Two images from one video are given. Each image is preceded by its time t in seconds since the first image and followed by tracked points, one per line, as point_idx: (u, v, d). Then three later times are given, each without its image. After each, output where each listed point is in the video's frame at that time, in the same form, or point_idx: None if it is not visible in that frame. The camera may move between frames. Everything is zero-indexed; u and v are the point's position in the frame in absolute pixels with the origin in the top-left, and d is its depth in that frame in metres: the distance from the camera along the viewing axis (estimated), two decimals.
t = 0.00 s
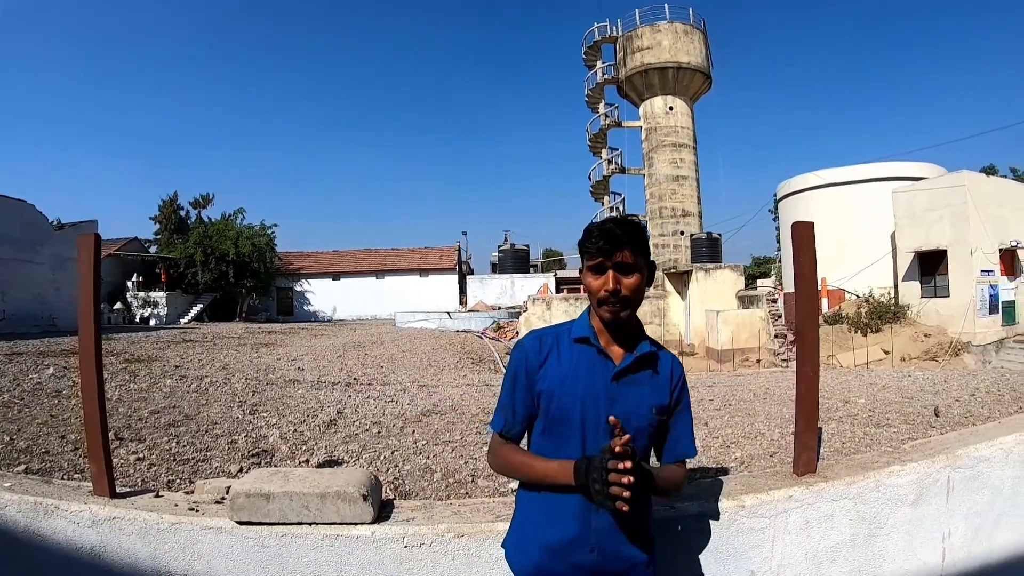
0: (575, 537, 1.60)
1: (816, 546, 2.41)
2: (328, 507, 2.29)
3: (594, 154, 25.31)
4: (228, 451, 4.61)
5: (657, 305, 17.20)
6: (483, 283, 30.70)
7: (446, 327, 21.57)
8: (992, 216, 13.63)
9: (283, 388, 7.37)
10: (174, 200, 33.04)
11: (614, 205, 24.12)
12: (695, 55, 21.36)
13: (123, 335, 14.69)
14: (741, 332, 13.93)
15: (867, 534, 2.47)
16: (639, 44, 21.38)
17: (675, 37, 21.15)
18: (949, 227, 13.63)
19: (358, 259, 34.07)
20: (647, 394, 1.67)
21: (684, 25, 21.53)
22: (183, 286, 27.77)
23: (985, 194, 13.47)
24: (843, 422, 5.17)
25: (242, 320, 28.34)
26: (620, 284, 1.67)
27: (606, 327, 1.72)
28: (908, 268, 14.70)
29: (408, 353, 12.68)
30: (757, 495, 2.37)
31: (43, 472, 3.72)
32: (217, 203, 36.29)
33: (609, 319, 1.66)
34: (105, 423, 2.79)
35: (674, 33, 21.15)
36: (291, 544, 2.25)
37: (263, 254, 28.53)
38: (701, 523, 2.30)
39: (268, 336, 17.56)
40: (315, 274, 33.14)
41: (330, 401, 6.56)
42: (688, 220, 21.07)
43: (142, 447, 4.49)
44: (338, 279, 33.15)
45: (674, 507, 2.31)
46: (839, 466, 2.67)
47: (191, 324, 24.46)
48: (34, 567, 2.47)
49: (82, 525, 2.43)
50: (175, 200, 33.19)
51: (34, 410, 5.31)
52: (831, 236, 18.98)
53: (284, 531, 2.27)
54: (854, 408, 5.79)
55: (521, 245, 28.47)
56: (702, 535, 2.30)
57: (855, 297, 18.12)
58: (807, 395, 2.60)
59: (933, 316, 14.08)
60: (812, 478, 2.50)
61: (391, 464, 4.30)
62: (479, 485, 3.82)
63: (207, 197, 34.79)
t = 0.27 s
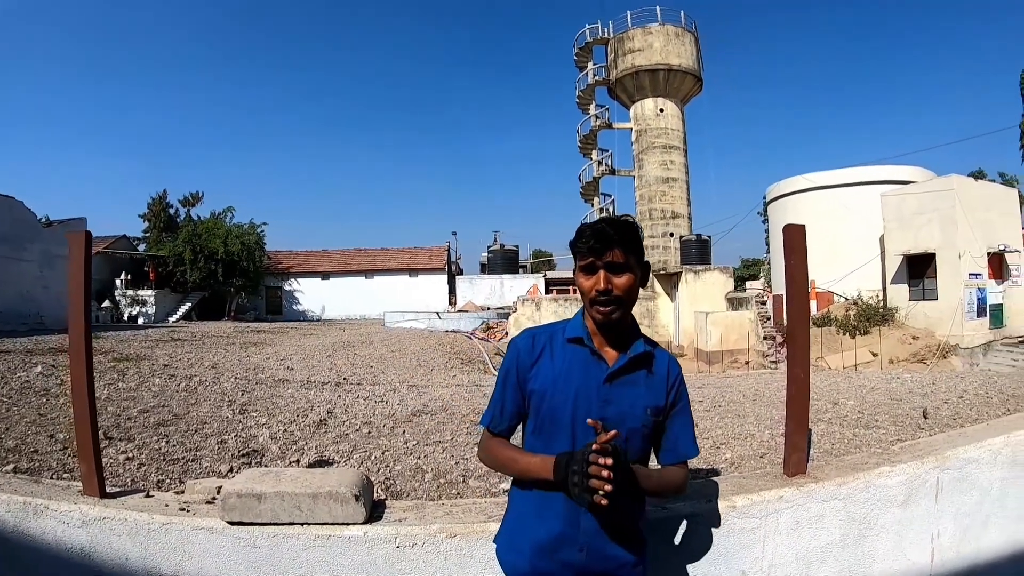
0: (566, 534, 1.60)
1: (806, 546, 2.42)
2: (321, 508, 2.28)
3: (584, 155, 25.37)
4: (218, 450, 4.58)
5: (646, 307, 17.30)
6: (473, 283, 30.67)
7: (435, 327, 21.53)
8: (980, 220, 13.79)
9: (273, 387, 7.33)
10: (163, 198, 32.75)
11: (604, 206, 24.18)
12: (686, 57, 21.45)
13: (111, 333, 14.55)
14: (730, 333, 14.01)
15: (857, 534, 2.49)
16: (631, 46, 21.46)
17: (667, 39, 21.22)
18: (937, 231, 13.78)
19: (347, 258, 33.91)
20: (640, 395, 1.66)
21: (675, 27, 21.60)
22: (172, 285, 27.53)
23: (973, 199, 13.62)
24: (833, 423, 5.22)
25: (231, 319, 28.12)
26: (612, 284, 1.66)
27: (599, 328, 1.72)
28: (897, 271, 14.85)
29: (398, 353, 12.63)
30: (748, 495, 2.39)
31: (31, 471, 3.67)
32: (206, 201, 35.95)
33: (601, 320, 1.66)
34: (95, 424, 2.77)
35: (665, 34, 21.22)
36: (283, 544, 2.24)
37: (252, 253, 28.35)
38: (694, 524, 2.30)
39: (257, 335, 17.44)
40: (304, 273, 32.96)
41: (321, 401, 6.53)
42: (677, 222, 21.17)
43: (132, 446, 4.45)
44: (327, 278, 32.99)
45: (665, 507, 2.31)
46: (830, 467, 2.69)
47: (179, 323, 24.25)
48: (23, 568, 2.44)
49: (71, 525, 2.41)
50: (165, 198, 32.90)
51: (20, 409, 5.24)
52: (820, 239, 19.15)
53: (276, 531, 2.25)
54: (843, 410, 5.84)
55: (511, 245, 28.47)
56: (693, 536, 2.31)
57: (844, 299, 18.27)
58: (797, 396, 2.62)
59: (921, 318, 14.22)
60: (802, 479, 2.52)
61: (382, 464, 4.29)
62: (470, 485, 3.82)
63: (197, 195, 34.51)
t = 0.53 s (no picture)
0: (551, 537, 1.61)
1: (795, 548, 2.44)
2: (311, 509, 2.27)
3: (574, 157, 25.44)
4: (207, 451, 4.54)
5: (635, 309, 17.41)
6: (461, 285, 30.64)
7: (423, 328, 21.49)
8: (967, 226, 13.97)
9: (262, 388, 7.28)
10: (152, 196, 32.46)
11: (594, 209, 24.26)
12: (677, 61, 21.59)
13: (98, 333, 14.39)
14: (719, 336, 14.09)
15: (845, 536, 2.51)
16: (621, 49, 21.56)
17: (657, 43, 21.35)
18: (925, 235, 13.94)
19: (336, 259, 33.76)
20: (620, 393, 1.67)
21: (666, 31, 21.74)
22: (160, 284, 27.27)
23: (960, 204, 13.79)
24: (821, 426, 5.26)
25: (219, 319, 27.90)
26: (586, 283, 1.67)
27: (576, 329, 1.73)
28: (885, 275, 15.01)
29: (387, 354, 12.59)
30: (737, 497, 2.40)
31: (17, 472, 3.63)
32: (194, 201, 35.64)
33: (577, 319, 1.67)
34: (83, 425, 2.75)
35: (656, 38, 21.35)
36: (272, 546, 2.23)
37: (241, 253, 28.18)
38: (682, 525, 2.31)
39: (245, 335, 17.32)
40: (292, 274, 32.78)
41: (310, 402, 6.50)
42: (666, 225, 21.28)
43: (120, 446, 4.40)
44: (316, 279, 32.82)
45: (655, 508, 2.32)
46: (818, 469, 2.72)
47: (167, 322, 24.02)
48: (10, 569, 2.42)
49: (59, 526, 2.39)
50: (154, 196, 32.60)
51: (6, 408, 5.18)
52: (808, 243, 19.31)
53: (266, 533, 2.24)
54: (831, 412, 5.89)
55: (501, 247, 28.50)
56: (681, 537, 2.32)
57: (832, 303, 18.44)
58: (786, 399, 2.64)
59: (909, 322, 14.38)
60: (790, 481, 2.55)
61: (371, 466, 4.27)
62: (459, 487, 3.81)
63: (186, 194, 34.23)
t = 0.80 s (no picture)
0: (533, 541, 1.63)
1: (784, 551, 2.46)
2: (303, 512, 2.26)
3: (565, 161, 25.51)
4: (198, 453, 4.52)
5: (625, 313, 17.47)
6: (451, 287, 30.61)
7: (412, 331, 21.44)
8: (957, 232, 14.10)
9: (252, 390, 7.25)
10: (143, 197, 32.24)
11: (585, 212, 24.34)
12: (669, 66, 21.72)
13: (87, 334, 14.27)
14: (709, 340, 14.16)
15: (834, 539, 2.53)
16: (613, 53, 21.67)
17: (650, 47, 21.47)
18: (915, 241, 14.07)
19: (327, 260, 33.64)
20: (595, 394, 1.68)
21: (658, 36, 21.87)
22: (149, 285, 27.05)
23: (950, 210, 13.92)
24: (811, 430, 5.30)
25: (209, 320, 27.72)
26: (553, 283, 1.68)
27: (545, 332, 1.76)
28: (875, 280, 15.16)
29: (377, 357, 12.56)
30: (727, 501, 2.42)
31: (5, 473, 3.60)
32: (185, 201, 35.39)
33: (546, 322, 1.68)
34: (74, 426, 2.73)
35: (648, 43, 21.47)
36: (264, 549, 2.22)
37: (231, 254, 28.04)
38: (670, 528, 2.33)
39: (235, 337, 17.21)
40: (283, 275, 32.63)
41: (300, 405, 6.46)
42: (657, 229, 21.37)
43: (109, 448, 4.37)
44: (306, 280, 32.68)
45: (644, 511, 2.34)
46: (808, 473, 2.74)
47: (157, 323, 23.84)
48: None
49: (50, 528, 2.38)
50: (144, 197, 32.37)
51: None
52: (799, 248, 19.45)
53: (257, 536, 2.23)
54: (821, 416, 5.93)
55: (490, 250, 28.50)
56: (670, 540, 2.34)
57: (821, 307, 18.58)
58: (775, 403, 2.66)
59: (898, 327, 14.50)
60: (780, 485, 2.57)
61: (363, 469, 4.25)
62: (450, 490, 3.81)
63: (177, 195, 34.01)
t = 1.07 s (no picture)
0: (505, 548, 1.66)
1: (776, 554, 2.47)
2: (295, 514, 2.25)
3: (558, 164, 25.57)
4: (189, 455, 4.49)
5: (617, 317, 17.53)
6: (443, 290, 30.61)
7: (404, 333, 21.43)
8: (948, 237, 14.22)
9: (243, 392, 7.21)
10: (135, 197, 32.08)
11: (577, 216, 24.40)
12: (662, 70, 21.82)
13: (76, 335, 14.16)
14: (700, 344, 14.21)
15: (825, 543, 2.54)
16: (607, 58, 21.76)
17: (643, 52, 21.57)
18: (906, 246, 14.18)
19: (319, 262, 33.56)
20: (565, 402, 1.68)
21: (652, 41, 21.96)
22: (141, 286, 26.91)
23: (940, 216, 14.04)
24: (802, 434, 5.33)
25: (200, 322, 27.59)
26: (519, 293, 1.69)
27: (514, 342, 1.76)
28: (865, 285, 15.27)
29: (369, 359, 12.55)
30: (719, 505, 2.42)
31: None
32: (176, 202, 35.23)
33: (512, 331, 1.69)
34: (66, 428, 2.71)
35: (642, 47, 21.56)
36: (256, 552, 2.21)
37: (223, 256, 27.95)
38: (662, 531, 2.33)
39: (227, 339, 17.15)
40: (275, 277, 32.53)
41: (292, 407, 6.44)
42: (649, 233, 21.44)
43: (100, 450, 4.34)
44: (298, 282, 32.58)
45: (636, 516, 2.34)
46: (799, 477, 2.76)
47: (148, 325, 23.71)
48: None
49: (41, 530, 2.36)
50: (136, 197, 32.21)
51: None
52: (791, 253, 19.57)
53: (248, 539, 2.22)
54: (812, 421, 5.96)
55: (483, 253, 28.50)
56: (661, 544, 2.34)
57: (813, 312, 18.69)
58: (766, 407, 2.67)
59: (889, 331, 14.61)
60: (771, 489, 2.58)
61: (355, 472, 4.24)
62: (441, 494, 3.81)
63: (169, 195, 33.86)
